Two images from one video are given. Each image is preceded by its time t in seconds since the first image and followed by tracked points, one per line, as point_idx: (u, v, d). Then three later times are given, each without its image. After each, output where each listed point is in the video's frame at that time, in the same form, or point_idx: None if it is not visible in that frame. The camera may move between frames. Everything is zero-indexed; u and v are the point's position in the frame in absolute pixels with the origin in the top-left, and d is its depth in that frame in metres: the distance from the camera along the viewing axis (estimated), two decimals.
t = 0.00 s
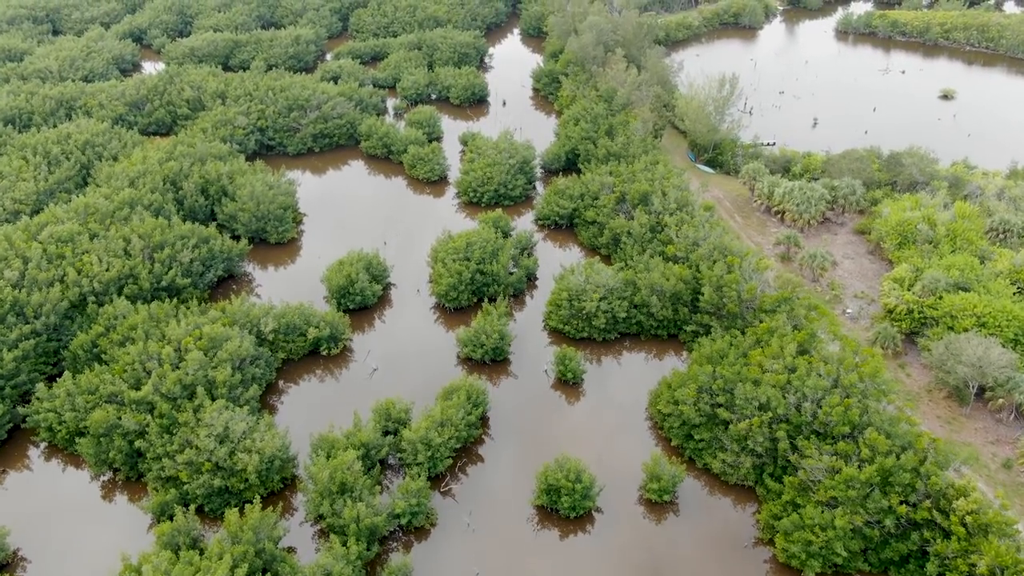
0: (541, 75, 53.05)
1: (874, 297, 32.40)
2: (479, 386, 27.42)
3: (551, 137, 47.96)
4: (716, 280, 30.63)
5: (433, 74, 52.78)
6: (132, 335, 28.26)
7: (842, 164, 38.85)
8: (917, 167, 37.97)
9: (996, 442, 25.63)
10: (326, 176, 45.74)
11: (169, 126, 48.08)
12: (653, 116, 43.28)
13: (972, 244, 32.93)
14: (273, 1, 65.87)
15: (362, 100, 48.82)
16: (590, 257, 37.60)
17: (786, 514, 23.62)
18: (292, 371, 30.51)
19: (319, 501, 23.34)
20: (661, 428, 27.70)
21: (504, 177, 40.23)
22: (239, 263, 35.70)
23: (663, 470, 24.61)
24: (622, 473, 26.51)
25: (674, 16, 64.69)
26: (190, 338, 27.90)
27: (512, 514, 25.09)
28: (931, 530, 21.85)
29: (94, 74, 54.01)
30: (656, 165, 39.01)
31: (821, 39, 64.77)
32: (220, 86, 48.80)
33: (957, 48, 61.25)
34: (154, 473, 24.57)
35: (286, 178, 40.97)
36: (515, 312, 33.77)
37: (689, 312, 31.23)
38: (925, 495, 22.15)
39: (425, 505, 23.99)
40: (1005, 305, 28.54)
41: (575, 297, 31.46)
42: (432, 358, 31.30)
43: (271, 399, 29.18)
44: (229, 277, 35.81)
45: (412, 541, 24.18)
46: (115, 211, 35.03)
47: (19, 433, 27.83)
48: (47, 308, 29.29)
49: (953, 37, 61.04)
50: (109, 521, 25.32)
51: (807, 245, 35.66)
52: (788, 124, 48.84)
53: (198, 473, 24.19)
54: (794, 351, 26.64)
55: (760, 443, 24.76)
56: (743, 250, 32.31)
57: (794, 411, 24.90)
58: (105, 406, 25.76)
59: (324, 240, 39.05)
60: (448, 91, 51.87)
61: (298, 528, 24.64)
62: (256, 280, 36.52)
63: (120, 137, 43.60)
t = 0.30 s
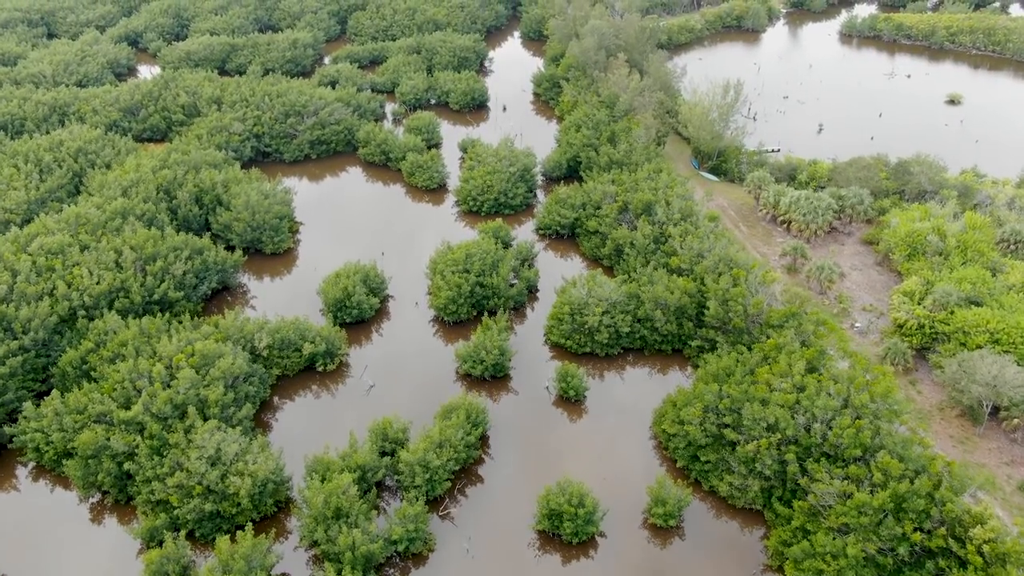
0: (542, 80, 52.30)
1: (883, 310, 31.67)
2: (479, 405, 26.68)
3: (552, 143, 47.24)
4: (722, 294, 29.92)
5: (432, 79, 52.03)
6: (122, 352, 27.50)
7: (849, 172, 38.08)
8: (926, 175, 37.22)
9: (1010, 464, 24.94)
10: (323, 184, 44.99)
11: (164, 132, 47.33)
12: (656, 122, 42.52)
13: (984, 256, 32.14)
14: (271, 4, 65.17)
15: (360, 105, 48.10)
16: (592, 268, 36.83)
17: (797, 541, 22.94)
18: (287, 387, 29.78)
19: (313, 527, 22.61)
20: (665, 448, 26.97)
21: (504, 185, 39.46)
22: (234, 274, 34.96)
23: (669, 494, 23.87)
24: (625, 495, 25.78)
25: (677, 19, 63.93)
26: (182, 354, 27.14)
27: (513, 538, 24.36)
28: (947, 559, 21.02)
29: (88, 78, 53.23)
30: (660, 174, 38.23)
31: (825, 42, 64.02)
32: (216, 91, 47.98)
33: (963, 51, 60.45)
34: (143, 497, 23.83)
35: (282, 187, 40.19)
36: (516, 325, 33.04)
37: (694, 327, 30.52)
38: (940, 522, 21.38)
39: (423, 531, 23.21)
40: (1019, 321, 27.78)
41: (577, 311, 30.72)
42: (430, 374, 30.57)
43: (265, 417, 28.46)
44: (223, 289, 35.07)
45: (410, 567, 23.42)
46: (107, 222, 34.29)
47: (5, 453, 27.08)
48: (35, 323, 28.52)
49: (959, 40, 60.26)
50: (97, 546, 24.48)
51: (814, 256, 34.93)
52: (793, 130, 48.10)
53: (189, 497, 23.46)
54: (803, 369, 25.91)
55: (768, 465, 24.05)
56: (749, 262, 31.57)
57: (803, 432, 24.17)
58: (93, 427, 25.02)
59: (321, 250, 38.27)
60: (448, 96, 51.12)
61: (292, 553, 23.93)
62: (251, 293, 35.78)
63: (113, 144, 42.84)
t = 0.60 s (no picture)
0: (543, 85, 51.51)
1: (892, 325, 30.92)
2: (478, 426, 25.92)
3: (553, 150, 46.47)
4: (728, 309, 29.17)
5: (431, 84, 51.23)
6: (111, 370, 26.73)
7: (856, 182, 37.29)
8: (935, 185, 36.44)
9: None
10: (320, 192, 44.19)
11: (158, 139, 46.54)
12: (659, 129, 41.74)
13: (996, 268, 31.34)
14: (268, 7, 64.45)
15: (357, 112, 47.35)
16: (594, 279, 36.05)
17: (807, 569, 22.19)
18: (282, 405, 29.06)
19: (307, 556, 21.84)
20: (671, 470, 26.20)
21: (504, 194, 38.66)
22: (228, 287, 34.21)
23: (674, 520, 23.06)
24: (630, 519, 25.01)
25: (679, 22, 63.17)
26: (173, 373, 26.38)
27: (514, 565, 23.59)
28: None
29: (83, 83, 52.46)
30: (663, 183, 37.44)
31: (829, 46, 63.22)
32: (211, 97, 47.16)
33: (969, 55, 59.66)
34: (132, 522, 23.08)
35: (278, 196, 39.41)
36: (516, 340, 32.29)
37: (699, 342, 29.77)
38: (957, 552, 20.66)
39: (421, 559, 22.40)
40: None
41: (579, 326, 29.95)
42: (429, 391, 29.78)
43: (259, 436, 27.77)
44: (217, 302, 34.32)
45: None
46: (99, 233, 33.53)
47: None
48: (23, 339, 27.74)
49: (964, 44, 59.45)
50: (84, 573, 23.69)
51: (821, 268, 34.19)
52: (798, 137, 47.32)
53: (179, 523, 22.71)
54: (812, 388, 25.16)
55: (777, 490, 23.27)
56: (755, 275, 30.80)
57: (813, 455, 23.40)
58: (81, 449, 24.26)
59: (317, 262, 37.49)
60: (447, 102, 50.36)
61: None
62: (245, 305, 35.01)
63: (106, 152, 42.06)
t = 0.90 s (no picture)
0: (544, 90, 50.71)
1: (902, 340, 30.18)
2: (478, 448, 25.16)
3: (554, 158, 45.71)
4: (734, 325, 28.43)
5: (430, 89, 50.44)
6: (100, 390, 25.95)
7: (864, 191, 36.50)
8: (944, 195, 35.66)
9: None
10: (317, 200, 43.39)
11: (153, 146, 45.76)
12: (662, 137, 40.96)
13: (1009, 282, 30.51)
14: (265, 10, 63.71)
15: (355, 118, 46.58)
16: (596, 292, 35.29)
17: None
18: (277, 424, 28.32)
19: None
20: (676, 493, 25.45)
21: (505, 204, 37.87)
22: (222, 300, 33.46)
23: (680, 548, 22.28)
24: (634, 545, 24.24)
25: (681, 26, 62.40)
26: (164, 393, 25.60)
27: None
28: None
29: (76, 89, 51.67)
30: (667, 192, 36.64)
31: (833, 50, 62.41)
32: (207, 103, 46.33)
33: (975, 59, 58.84)
34: (119, 550, 22.30)
35: (273, 206, 38.61)
36: (517, 355, 31.54)
37: (705, 359, 29.01)
38: None
39: None
40: None
41: (581, 343, 29.18)
42: (427, 409, 29.01)
43: (252, 457, 27.06)
44: (211, 315, 33.56)
45: None
46: (89, 246, 32.77)
47: None
48: (9, 357, 26.93)
49: (971, 48, 58.62)
50: None
51: (829, 281, 33.42)
52: (803, 143, 46.53)
53: (168, 552, 21.95)
54: (822, 410, 24.40)
55: (787, 517, 22.49)
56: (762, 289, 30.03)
57: (824, 480, 22.64)
58: (67, 473, 23.46)
59: (314, 274, 36.61)
60: (446, 108, 49.57)
61: None
62: (240, 319, 34.22)
63: (99, 160, 41.26)
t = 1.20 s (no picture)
0: (545, 96, 49.91)
1: (913, 357, 29.42)
2: (477, 472, 24.38)
3: (555, 166, 44.94)
4: (741, 342, 27.64)
5: (428, 95, 49.64)
6: (87, 411, 25.13)
7: (872, 202, 35.69)
8: (954, 205, 34.85)
9: None
10: (314, 210, 42.59)
11: (147, 153, 44.98)
12: (665, 145, 40.17)
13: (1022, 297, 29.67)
14: (262, 14, 62.93)
15: (352, 125, 45.77)
16: (598, 305, 34.51)
17: None
18: (271, 444, 27.56)
19: None
20: (682, 519, 24.63)
21: (505, 214, 37.08)
22: (215, 315, 32.67)
23: None
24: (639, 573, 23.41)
25: (684, 30, 61.62)
26: (153, 415, 24.81)
27: None
28: None
29: (70, 94, 50.86)
30: (671, 203, 35.83)
31: (837, 54, 61.61)
32: (202, 110, 45.51)
33: (981, 64, 58.03)
34: None
35: (268, 216, 37.80)
36: (517, 372, 30.78)
37: (711, 378, 28.23)
38: None
39: None
40: None
41: (584, 360, 28.41)
42: (426, 428, 28.26)
43: (245, 480, 26.34)
44: (204, 330, 32.79)
45: None
46: (79, 259, 31.97)
47: None
48: None
49: (977, 52, 57.80)
50: None
51: (837, 295, 32.63)
52: (808, 151, 45.76)
53: None
54: (833, 432, 23.61)
55: (797, 546, 21.62)
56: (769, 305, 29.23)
57: (836, 508, 21.83)
58: (52, 499, 22.63)
59: (310, 287, 35.82)
60: (445, 114, 48.78)
61: None
62: (234, 333, 33.46)
63: (91, 168, 40.45)
